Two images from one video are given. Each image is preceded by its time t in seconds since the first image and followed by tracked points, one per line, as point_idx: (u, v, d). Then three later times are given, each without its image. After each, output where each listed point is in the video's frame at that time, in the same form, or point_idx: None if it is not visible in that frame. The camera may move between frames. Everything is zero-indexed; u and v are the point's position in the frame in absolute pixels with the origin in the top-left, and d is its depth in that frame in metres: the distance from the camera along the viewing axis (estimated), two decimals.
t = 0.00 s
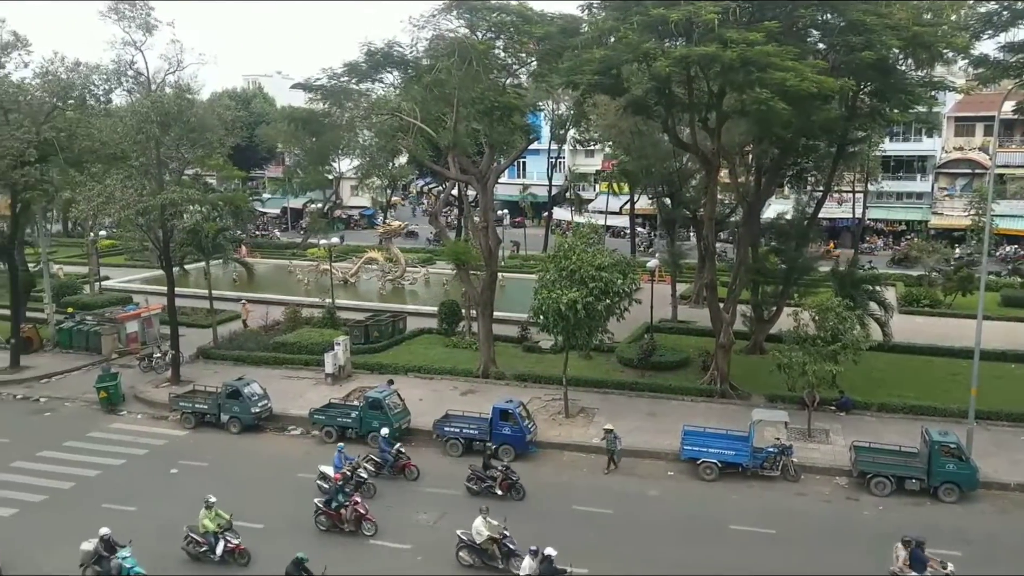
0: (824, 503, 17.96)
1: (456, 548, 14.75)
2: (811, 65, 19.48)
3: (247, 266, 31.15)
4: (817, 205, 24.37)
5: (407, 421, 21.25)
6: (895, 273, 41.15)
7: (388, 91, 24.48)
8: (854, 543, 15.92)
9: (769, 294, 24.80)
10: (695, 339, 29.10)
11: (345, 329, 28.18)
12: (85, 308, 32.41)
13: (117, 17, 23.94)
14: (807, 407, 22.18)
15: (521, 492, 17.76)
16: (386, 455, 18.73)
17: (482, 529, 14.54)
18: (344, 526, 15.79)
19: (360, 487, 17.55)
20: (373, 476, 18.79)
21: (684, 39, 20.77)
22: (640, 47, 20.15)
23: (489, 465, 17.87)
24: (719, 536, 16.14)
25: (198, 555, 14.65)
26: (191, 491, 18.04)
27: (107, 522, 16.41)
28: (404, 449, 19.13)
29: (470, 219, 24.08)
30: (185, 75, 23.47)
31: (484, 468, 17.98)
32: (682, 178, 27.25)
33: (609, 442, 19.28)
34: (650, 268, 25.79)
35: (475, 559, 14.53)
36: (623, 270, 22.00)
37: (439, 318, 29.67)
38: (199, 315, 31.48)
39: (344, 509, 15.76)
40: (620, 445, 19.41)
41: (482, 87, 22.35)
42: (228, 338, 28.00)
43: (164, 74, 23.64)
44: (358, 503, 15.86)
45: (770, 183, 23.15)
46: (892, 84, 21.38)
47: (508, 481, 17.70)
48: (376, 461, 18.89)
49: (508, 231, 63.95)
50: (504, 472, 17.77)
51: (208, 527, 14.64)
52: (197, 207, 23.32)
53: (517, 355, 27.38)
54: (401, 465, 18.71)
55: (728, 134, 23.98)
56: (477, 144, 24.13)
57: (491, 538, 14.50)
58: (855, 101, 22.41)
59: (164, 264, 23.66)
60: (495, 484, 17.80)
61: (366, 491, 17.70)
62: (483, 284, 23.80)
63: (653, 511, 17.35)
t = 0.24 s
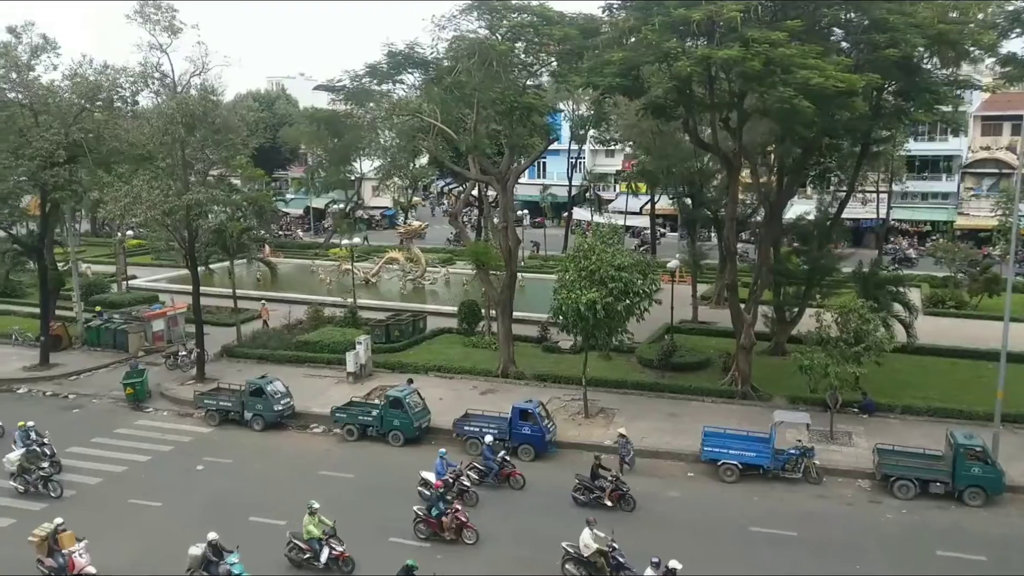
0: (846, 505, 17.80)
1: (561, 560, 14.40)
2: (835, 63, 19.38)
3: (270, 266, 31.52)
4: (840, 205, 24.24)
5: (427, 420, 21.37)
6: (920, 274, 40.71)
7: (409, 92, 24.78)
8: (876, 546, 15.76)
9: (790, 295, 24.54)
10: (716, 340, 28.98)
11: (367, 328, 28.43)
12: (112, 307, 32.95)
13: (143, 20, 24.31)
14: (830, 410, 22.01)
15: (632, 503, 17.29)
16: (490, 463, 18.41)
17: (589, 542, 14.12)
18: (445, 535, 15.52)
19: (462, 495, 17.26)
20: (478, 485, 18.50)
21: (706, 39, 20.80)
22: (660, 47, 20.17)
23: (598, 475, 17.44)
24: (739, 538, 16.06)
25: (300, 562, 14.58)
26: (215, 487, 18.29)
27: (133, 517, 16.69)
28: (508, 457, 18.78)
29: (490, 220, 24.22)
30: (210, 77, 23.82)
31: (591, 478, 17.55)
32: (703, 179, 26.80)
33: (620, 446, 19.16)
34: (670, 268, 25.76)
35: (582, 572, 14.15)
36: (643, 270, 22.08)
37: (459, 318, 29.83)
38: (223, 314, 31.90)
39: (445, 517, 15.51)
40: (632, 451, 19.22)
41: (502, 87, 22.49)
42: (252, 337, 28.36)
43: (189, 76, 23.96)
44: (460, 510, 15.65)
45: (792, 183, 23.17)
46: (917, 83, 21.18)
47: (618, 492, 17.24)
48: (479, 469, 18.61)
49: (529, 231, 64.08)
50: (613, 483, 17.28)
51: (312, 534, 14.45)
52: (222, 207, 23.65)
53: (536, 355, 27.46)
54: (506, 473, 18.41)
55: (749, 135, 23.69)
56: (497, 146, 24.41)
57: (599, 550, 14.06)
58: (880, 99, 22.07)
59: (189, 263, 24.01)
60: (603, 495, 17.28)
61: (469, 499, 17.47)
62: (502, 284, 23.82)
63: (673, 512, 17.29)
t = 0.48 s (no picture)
0: (870, 508, 17.61)
1: None
2: (860, 62, 19.23)
3: (294, 265, 31.89)
4: (866, 206, 24.05)
5: (449, 419, 21.50)
6: (947, 275, 40.14)
7: (431, 94, 24.77)
8: (901, 550, 15.58)
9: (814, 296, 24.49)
10: (739, 341, 28.80)
11: (389, 327, 28.66)
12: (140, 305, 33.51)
13: (171, 24, 24.77)
14: (854, 412, 21.79)
15: (757, 518, 16.55)
16: (605, 475, 17.74)
17: (713, 559, 13.51)
18: (554, 545, 15.08)
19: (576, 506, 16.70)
20: (592, 497, 17.87)
21: (729, 38, 20.71)
22: (682, 47, 20.15)
23: (720, 488, 16.75)
24: (761, 540, 15.95)
25: (408, 571, 14.20)
26: (240, 484, 18.55)
27: (160, 513, 16.99)
28: (623, 468, 18.11)
29: (512, 221, 24.28)
30: (236, 79, 24.15)
31: (714, 491, 16.85)
32: (725, 178, 26.86)
33: (635, 447, 19.17)
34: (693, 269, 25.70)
35: None
36: (665, 271, 22.02)
37: (480, 318, 29.95)
38: (248, 313, 32.32)
39: (555, 527, 15.08)
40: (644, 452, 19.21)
41: (524, 88, 22.56)
42: (277, 335, 28.70)
43: (216, 79, 24.37)
44: (570, 521, 15.22)
45: (816, 183, 23.02)
46: (944, 82, 20.91)
47: (743, 506, 16.53)
48: (593, 480, 17.96)
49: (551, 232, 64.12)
50: (737, 496, 16.58)
51: (424, 543, 13.92)
52: (247, 208, 23.98)
53: (557, 355, 27.50)
54: (622, 485, 17.67)
55: (773, 134, 23.50)
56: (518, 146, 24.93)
57: (723, 568, 13.54)
58: (906, 98, 21.83)
59: (215, 262, 24.37)
60: (726, 510, 16.60)
61: (583, 511, 16.90)
62: (524, 284, 23.96)
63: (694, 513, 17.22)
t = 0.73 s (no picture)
0: (895, 512, 17.40)
1: None
2: (885, 62, 19.08)
3: (318, 265, 32.20)
4: (892, 206, 23.81)
5: (470, 418, 21.60)
6: (975, 277, 39.55)
7: (454, 94, 25.17)
8: (926, 555, 15.39)
9: (839, 297, 24.41)
10: (762, 342, 28.62)
11: (411, 327, 28.84)
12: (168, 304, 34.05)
13: (198, 27, 25.13)
14: (878, 414, 21.59)
15: (891, 536, 15.78)
16: (727, 489, 16.98)
17: None
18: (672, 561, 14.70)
19: (697, 522, 16.09)
20: (711, 512, 17.12)
21: (752, 38, 20.57)
22: (704, 47, 20.09)
23: (852, 503, 15.98)
24: (782, 542, 15.84)
25: None
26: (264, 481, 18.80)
27: (186, 509, 17.26)
28: (744, 483, 17.28)
29: (533, 221, 24.33)
30: (261, 82, 24.45)
31: (845, 506, 16.09)
32: (749, 179, 26.66)
33: (646, 452, 18.73)
34: (715, 269, 25.70)
35: None
36: (688, 271, 21.95)
37: (501, 318, 30.05)
38: (273, 312, 32.71)
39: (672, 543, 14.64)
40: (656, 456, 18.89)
41: (544, 88, 22.63)
42: (300, 334, 29.00)
43: (242, 82, 24.69)
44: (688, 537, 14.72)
45: (841, 183, 22.92)
46: (972, 80, 20.57)
47: (876, 523, 15.77)
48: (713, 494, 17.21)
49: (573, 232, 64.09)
50: (871, 513, 15.81)
51: (538, 556, 13.84)
52: (272, 209, 24.24)
53: (579, 355, 27.51)
54: (744, 500, 16.87)
55: (798, 135, 23.44)
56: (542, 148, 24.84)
57: None
58: (932, 97, 21.60)
59: (240, 262, 24.68)
60: (860, 526, 15.84)
61: (703, 527, 16.18)
62: (545, 284, 24.00)
63: (714, 514, 17.14)
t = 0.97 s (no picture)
0: (917, 515, 17.20)
1: None
2: (908, 63, 18.95)
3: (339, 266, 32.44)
4: (916, 206, 23.58)
5: (489, 418, 21.64)
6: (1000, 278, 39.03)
7: (474, 96, 25.28)
8: (950, 558, 15.19)
9: (861, 298, 24.21)
10: (783, 343, 28.43)
11: (430, 327, 28.97)
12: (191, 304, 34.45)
13: (222, 30, 25.42)
14: (901, 416, 21.37)
15: None
16: (848, 505, 16.32)
17: None
18: None
19: (823, 540, 15.44)
20: (832, 529, 16.44)
21: (774, 37, 20.48)
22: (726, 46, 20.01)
23: (982, 520, 15.28)
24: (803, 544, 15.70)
25: None
26: (284, 479, 18.95)
27: (208, 506, 17.44)
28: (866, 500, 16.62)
29: (553, 222, 24.36)
30: (284, 83, 24.67)
31: (975, 524, 15.38)
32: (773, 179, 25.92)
33: (658, 453, 18.69)
34: (736, 270, 25.54)
35: None
36: (708, 272, 21.86)
37: (521, 318, 30.10)
38: (295, 312, 33.00)
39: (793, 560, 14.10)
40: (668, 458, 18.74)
41: (564, 90, 22.73)
42: (321, 334, 29.24)
43: (264, 84, 24.94)
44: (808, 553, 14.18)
45: (864, 183, 22.98)
46: (999, 78, 20.22)
47: (1012, 542, 15.04)
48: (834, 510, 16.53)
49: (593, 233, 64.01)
50: (1004, 530, 15.10)
51: (651, 571, 13.37)
52: (295, 209, 24.45)
53: (598, 356, 27.49)
54: (868, 517, 16.17)
55: (820, 135, 23.40)
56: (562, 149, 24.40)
57: None
58: (958, 96, 21.41)
59: (263, 262, 24.93)
60: (993, 545, 15.14)
61: (828, 546, 15.51)
62: (564, 285, 23.99)
63: (735, 516, 17.04)
